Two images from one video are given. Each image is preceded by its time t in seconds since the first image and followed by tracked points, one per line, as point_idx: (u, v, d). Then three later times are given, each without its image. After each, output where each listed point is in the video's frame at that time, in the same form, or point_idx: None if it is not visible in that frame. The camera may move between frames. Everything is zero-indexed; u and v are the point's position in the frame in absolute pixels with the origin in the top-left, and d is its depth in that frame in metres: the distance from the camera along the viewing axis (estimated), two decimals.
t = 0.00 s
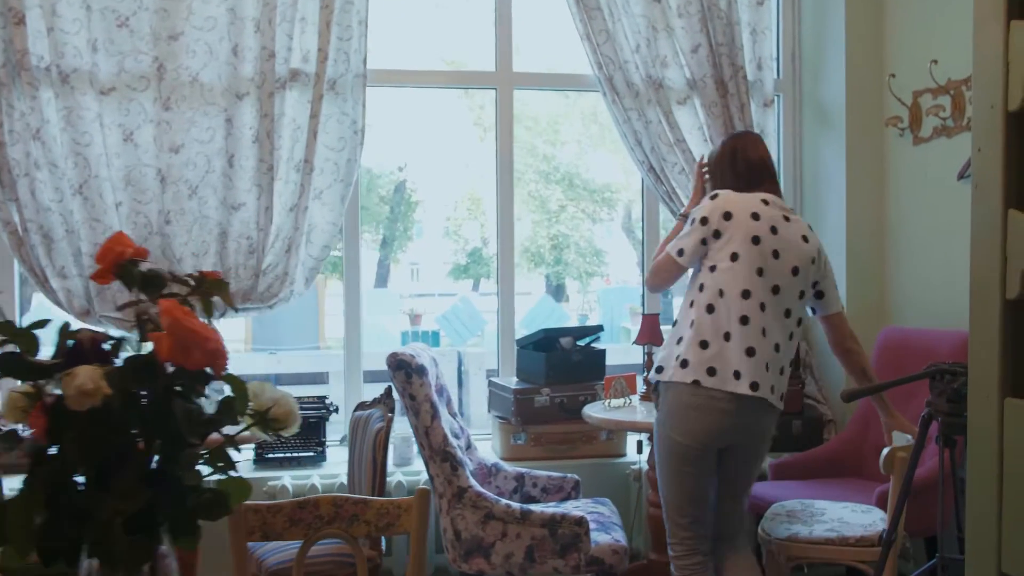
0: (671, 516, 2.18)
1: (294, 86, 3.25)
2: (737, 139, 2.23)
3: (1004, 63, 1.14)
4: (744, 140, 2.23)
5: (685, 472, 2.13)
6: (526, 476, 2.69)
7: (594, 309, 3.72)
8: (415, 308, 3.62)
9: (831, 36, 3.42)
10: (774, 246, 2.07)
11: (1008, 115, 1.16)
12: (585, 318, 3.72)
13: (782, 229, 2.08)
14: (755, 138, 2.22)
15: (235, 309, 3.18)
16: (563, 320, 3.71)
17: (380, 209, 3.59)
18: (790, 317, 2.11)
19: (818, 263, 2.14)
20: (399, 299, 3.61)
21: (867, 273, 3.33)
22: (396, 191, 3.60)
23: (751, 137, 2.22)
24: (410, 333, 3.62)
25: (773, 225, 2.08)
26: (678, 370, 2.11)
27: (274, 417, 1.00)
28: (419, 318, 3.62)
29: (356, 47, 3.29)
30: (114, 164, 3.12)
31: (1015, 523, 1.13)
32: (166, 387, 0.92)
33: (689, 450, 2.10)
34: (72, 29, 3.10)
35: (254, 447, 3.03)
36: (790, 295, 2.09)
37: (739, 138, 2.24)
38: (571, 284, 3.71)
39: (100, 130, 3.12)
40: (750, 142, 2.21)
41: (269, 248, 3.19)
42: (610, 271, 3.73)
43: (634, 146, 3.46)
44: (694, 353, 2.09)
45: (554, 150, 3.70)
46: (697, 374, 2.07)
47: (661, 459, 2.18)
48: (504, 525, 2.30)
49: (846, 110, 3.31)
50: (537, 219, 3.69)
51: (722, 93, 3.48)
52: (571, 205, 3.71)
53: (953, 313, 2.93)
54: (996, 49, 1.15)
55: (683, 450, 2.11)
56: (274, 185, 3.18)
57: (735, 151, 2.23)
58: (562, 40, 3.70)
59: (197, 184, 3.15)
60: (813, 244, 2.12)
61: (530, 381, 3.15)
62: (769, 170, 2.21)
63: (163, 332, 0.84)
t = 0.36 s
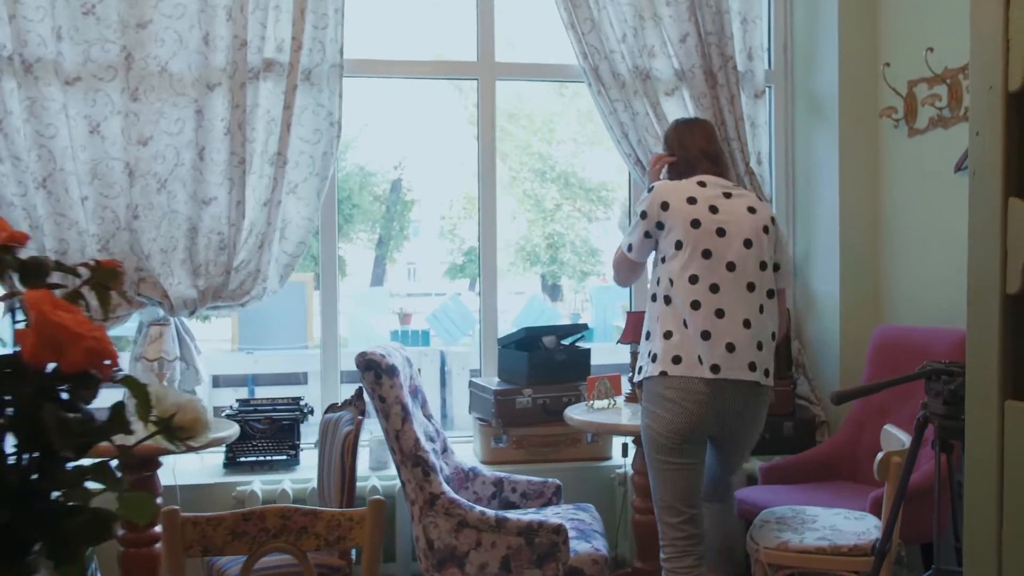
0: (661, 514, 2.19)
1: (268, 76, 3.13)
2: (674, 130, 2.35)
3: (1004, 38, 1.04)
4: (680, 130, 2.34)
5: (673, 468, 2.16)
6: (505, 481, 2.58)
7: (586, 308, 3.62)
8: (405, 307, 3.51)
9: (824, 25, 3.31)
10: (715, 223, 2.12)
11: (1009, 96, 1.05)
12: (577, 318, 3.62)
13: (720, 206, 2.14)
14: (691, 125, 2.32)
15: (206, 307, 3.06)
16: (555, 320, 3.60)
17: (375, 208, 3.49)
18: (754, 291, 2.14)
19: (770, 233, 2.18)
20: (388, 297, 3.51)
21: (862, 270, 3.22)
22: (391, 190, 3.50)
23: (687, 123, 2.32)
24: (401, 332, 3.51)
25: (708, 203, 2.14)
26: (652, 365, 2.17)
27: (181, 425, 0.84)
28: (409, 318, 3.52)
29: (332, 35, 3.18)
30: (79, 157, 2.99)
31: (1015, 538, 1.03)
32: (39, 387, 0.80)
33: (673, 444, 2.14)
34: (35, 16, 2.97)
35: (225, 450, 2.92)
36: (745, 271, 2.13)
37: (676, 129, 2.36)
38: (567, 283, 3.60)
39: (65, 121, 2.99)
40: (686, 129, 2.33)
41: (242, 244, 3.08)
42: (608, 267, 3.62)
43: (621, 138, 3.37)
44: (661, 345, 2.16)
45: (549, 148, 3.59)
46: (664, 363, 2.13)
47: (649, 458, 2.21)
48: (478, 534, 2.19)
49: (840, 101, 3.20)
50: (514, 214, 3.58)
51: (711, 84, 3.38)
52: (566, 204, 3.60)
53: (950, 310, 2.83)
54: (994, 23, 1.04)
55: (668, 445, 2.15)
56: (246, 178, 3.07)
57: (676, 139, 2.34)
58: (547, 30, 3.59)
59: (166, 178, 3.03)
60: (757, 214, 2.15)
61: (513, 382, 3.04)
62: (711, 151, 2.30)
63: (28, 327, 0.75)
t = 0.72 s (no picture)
0: (679, 514, 2.08)
1: (245, 67, 3.01)
2: (651, 139, 2.27)
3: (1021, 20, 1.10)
4: (656, 139, 2.26)
5: (699, 465, 2.06)
6: (490, 489, 2.46)
7: (581, 308, 3.50)
8: (398, 306, 3.39)
9: (824, 14, 3.19)
10: (718, 228, 2.11)
11: None
12: (572, 318, 3.49)
13: (716, 211, 2.13)
14: (669, 132, 2.25)
15: (181, 307, 2.93)
16: (550, 320, 3.48)
17: (371, 207, 3.38)
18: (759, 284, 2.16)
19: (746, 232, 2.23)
20: (378, 296, 3.39)
21: (864, 269, 3.10)
22: (389, 190, 3.38)
23: (664, 131, 2.25)
24: (393, 333, 3.39)
25: (706, 211, 2.12)
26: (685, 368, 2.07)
27: (72, 441, 0.99)
28: (401, 318, 3.40)
29: (312, 24, 3.06)
30: (47, 150, 2.87)
31: None
32: None
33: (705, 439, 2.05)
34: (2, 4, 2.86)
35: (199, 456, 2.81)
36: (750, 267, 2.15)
37: (650, 138, 2.28)
38: (564, 284, 3.49)
39: (33, 113, 2.87)
40: (665, 135, 2.25)
41: (218, 241, 2.96)
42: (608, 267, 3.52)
43: (613, 132, 3.25)
44: (697, 348, 2.06)
45: (546, 147, 3.47)
46: (704, 366, 2.03)
47: (671, 454, 2.10)
48: (459, 546, 2.07)
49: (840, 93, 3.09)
50: (513, 212, 3.46)
51: (706, 76, 3.28)
52: (564, 203, 3.49)
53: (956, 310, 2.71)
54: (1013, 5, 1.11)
55: (700, 440, 2.05)
56: (222, 173, 2.94)
57: (654, 149, 2.27)
58: (536, 19, 3.48)
59: (138, 172, 2.90)
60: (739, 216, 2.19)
61: (499, 385, 2.92)
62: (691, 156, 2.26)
63: None
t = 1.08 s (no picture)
0: (710, 501, 2.03)
1: (229, 60, 2.88)
2: (655, 156, 2.24)
3: None
4: (659, 157, 2.24)
5: (736, 453, 2.02)
6: (483, 505, 2.34)
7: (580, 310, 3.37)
8: (393, 308, 3.26)
9: (835, 5, 3.06)
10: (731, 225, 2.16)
11: None
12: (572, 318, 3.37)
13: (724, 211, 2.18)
14: (672, 149, 2.25)
15: (160, 312, 2.80)
16: (549, 322, 3.34)
17: (370, 206, 3.25)
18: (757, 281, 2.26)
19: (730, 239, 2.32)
20: (372, 295, 3.26)
21: (877, 272, 2.97)
22: (389, 188, 3.26)
23: (668, 149, 2.25)
24: (388, 334, 3.26)
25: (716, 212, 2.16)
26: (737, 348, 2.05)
27: None
28: (398, 319, 3.27)
29: (299, 16, 2.93)
30: (21, 147, 2.73)
31: None
32: None
33: (748, 426, 2.02)
34: None
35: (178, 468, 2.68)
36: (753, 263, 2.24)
37: (651, 158, 2.25)
38: (564, 283, 3.35)
39: (5, 108, 2.73)
40: (668, 153, 2.25)
41: (200, 243, 2.83)
42: (608, 268, 3.39)
43: (613, 128, 3.11)
44: (745, 330, 2.06)
45: (547, 146, 3.34)
46: (759, 344, 2.04)
47: (707, 439, 2.05)
48: (448, 570, 1.96)
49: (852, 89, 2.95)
50: (509, 211, 3.33)
51: (710, 70, 3.15)
52: (564, 202, 3.35)
53: (976, 315, 2.58)
54: None
55: (745, 425, 2.02)
56: (204, 172, 2.81)
57: (656, 167, 2.24)
58: (533, 11, 3.34)
59: (116, 170, 2.77)
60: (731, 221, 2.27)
61: (495, 394, 2.80)
62: (689, 175, 2.27)
63: None
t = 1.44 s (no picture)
0: (742, 508, 1.90)
1: (217, 50, 2.76)
2: (650, 158, 2.12)
3: None
4: (656, 159, 2.12)
5: (765, 454, 1.90)
6: (479, 517, 2.22)
7: (585, 310, 3.23)
8: (395, 305, 3.15)
9: None
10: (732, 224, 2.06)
11: None
12: (575, 318, 3.23)
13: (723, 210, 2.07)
14: (669, 152, 2.13)
15: (143, 312, 2.67)
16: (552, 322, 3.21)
17: (374, 204, 3.13)
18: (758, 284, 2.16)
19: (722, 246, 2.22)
20: (375, 295, 3.15)
21: (895, 270, 2.84)
22: (392, 186, 3.14)
23: (665, 151, 2.12)
24: (390, 334, 3.15)
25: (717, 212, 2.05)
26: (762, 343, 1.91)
27: None
28: (399, 318, 3.16)
29: (289, 4, 2.81)
30: None
31: None
32: None
33: (777, 426, 1.89)
34: None
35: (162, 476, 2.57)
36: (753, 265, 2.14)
37: (646, 160, 2.13)
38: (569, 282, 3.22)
39: None
40: (664, 155, 2.12)
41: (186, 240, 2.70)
42: (612, 268, 3.25)
43: (617, 121, 2.99)
44: (766, 324, 1.93)
45: (551, 143, 3.21)
46: (783, 338, 1.92)
47: (734, 440, 1.92)
48: None
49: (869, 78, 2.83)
50: (510, 207, 3.20)
51: (719, 59, 3.03)
52: (569, 199, 3.22)
53: (1002, 312, 2.46)
54: None
55: (776, 426, 1.89)
56: (190, 166, 2.69)
57: (654, 170, 2.12)
58: None
59: (98, 165, 2.64)
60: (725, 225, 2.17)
61: (493, 398, 2.67)
62: (687, 179, 2.15)
63: None
